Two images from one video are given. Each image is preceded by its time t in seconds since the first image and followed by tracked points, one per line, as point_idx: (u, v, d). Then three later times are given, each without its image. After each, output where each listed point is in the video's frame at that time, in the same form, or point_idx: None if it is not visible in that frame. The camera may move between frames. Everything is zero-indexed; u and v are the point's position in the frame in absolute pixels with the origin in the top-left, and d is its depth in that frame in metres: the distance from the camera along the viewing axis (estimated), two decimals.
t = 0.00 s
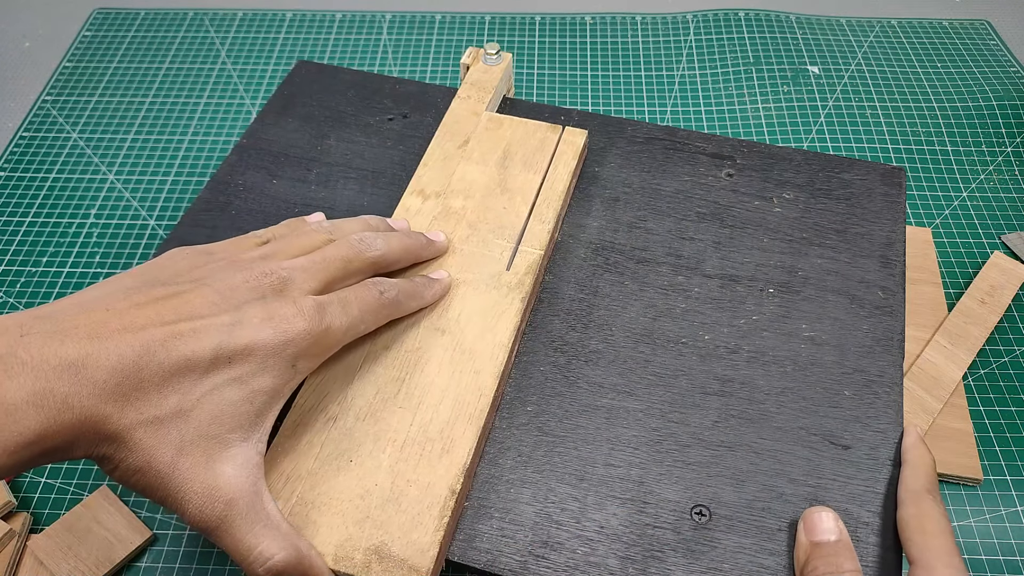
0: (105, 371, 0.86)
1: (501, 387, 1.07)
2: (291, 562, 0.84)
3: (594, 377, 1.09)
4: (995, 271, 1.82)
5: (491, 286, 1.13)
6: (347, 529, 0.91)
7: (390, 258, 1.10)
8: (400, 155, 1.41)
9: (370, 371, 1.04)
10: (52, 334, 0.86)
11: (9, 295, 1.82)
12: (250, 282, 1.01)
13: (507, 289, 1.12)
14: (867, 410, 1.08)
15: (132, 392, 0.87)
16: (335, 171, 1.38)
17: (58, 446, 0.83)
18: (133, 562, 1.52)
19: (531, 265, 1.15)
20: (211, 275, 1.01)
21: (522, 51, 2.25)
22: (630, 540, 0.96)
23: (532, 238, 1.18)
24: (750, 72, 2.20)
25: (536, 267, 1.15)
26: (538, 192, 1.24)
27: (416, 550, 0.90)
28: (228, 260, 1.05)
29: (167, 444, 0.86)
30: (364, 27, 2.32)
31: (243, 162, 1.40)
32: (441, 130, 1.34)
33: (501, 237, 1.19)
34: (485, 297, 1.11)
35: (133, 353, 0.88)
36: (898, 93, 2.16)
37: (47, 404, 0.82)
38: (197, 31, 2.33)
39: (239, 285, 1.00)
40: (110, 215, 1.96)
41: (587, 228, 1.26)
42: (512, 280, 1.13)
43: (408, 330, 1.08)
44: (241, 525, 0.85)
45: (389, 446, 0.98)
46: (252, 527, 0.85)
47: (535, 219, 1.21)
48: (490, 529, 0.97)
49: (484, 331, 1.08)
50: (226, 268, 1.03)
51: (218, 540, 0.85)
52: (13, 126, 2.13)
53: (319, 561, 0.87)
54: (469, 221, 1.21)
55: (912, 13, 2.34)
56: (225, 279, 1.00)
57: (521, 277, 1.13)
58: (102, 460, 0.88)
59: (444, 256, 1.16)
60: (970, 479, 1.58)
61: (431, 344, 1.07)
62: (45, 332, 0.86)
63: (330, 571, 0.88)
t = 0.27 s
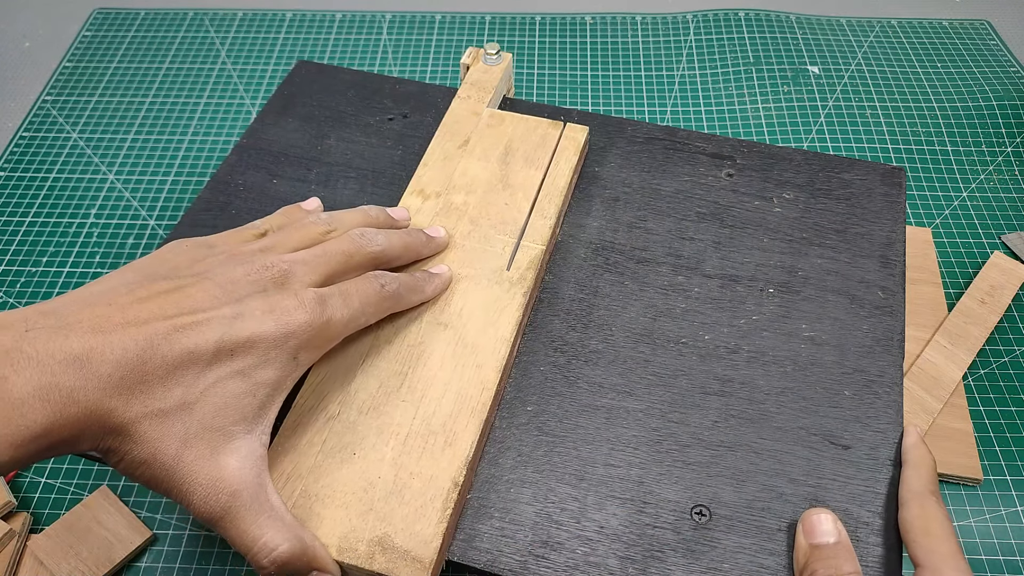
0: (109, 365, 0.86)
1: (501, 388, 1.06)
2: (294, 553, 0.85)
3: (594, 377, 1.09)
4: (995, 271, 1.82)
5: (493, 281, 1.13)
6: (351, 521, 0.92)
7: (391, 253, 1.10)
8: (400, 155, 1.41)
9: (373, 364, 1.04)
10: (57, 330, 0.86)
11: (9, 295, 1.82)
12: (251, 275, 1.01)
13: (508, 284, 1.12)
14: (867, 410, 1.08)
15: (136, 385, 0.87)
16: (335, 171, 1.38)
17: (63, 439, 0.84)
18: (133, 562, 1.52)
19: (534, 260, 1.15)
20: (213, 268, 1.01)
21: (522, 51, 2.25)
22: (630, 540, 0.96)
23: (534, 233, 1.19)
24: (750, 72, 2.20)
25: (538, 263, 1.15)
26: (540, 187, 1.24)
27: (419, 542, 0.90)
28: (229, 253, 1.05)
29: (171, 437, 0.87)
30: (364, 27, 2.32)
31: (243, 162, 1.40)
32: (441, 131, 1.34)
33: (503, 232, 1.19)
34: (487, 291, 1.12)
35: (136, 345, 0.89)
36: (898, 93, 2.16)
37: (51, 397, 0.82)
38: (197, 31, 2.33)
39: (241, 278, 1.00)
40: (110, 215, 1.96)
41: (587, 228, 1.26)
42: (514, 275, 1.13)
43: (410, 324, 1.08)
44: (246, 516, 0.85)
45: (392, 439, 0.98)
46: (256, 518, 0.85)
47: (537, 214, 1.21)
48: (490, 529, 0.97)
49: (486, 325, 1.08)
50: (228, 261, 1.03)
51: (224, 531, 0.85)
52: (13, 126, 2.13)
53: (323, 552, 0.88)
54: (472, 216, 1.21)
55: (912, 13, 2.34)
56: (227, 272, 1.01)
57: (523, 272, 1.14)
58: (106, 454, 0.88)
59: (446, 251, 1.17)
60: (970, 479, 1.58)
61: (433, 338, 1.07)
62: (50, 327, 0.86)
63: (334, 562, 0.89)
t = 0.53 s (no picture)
0: (118, 352, 0.86)
1: (501, 388, 1.06)
2: (303, 539, 0.85)
3: (594, 377, 1.09)
4: (995, 271, 1.82)
5: (497, 273, 1.14)
6: (356, 508, 0.92)
7: (396, 245, 1.11)
8: (400, 155, 1.41)
9: (377, 355, 1.05)
10: (65, 318, 0.86)
11: (9, 295, 1.82)
12: (256, 267, 1.01)
13: (512, 275, 1.13)
14: (867, 410, 1.08)
15: (144, 373, 0.87)
16: (335, 171, 1.38)
17: (71, 426, 0.83)
18: (133, 562, 1.52)
19: (537, 252, 1.16)
20: (218, 260, 1.02)
21: (522, 51, 2.25)
22: (630, 540, 0.96)
23: (537, 226, 1.20)
24: (750, 72, 2.20)
25: (541, 255, 1.16)
26: (543, 180, 1.26)
27: (424, 529, 0.90)
28: (233, 246, 1.05)
29: (179, 424, 0.87)
30: (364, 27, 2.32)
31: (243, 161, 1.40)
32: (441, 131, 1.34)
33: (507, 225, 1.20)
34: (491, 283, 1.12)
35: (144, 333, 0.89)
36: (898, 93, 2.16)
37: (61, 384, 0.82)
38: (197, 32, 2.33)
39: (246, 271, 1.01)
40: (110, 215, 1.96)
41: (587, 228, 1.26)
42: (517, 267, 1.14)
43: (414, 316, 1.09)
44: (255, 504, 0.85)
45: (396, 428, 0.98)
46: (264, 506, 0.85)
47: (539, 207, 1.22)
48: (490, 529, 0.97)
49: (489, 316, 1.09)
50: (233, 254, 1.03)
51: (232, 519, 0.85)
52: (13, 126, 2.13)
53: (329, 538, 0.88)
54: (475, 209, 1.22)
55: (912, 13, 2.34)
56: (232, 265, 1.01)
57: (526, 264, 1.14)
58: (113, 442, 0.88)
59: (449, 244, 1.17)
60: (970, 479, 1.58)
61: (437, 329, 1.07)
62: (58, 315, 0.86)
63: (339, 549, 0.89)
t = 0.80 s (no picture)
0: (127, 340, 0.87)
1: (501, 388, 1.07)
2: (312, 527, 0.86)
3: (594, 377, 1.09)
4: (995, 271, 1.82)
5: (499, 265, 1.15)
6: (362, 497, 0.94)
7: (400, 238, 1.12)
8: (400, 155, 1.41)
9: (381, 347, 1.06)
10: (74, 307, 0.87)
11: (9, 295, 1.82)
12: (262, 258, 1.02)
13: (514, 268, 1.15)
14: (867, 410, 1.08)
15: (153, 362, 0.88)
16: (335, 171, 1.38)
17: (80, 415, 0.84)
18: (133, 561, 1.52)
19: (539, 245, 1.18)
20: (225, 250, 1.02)
21: (522, 51, 2.25)
22: (630, 540, 0.96)
23: (539, 219, 1.21)
24: (750, 72, 2.20)
25: (543, 248, 1.17)
26: (545, 174, 1.27)
27: (429, 518, 0.92)
28: (239, 238, 1.05)
29: (188, 412, 0.87)
30: (364, 27, 2.32)
31: (243, 161, 1.40)
32: (441, 131, 1.34)
33: (509, 218, 1.21)
34: (493, 276, 1.14)
35: (152, 322, 0.89)
36: (898, 93, 2.16)
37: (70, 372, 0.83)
38: (197, 32, 2.33)
39: (252, 261, 1.01)
40: (110, 215, 1.96)
41: (587, 228, 1.26)
42: (520, 260, 1.16)
43: (418, 308, 1.10)
44: (264, 493, 0.86)
45: (401, 419, 1.00)
46: (273, 495, 0.86)
47: (542, 201, 1.23)
48: (490, 529, 0.97)
49: (492, 309, 1.10)
50: (239, 245, 1.03)
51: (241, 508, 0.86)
52: (13, 126, 2.13)
53: (336, 527, 0.90)
54: (477, 203, 1.23)
55: (912, 13, 2.34)
56: (238, 255, 1.01)
57: (529, 257, 1.16)
58: (121, 431, 0.88)
59: (452, 237, 1.19)
60: (970, 479, 1.58)
61: (441, 321, 1.09)
62: (66, 305, 0.87)
63: (345, 537, 0.91)
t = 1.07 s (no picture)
0: (133, 330, 0.87)
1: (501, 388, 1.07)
2: (317, 517, 0.87)
3: (594, 377, 1.09)
4: (995, 271, 1.82)
5: (502, 259, 1.16)
6: (366, 488, 0.94)
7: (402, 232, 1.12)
8: (400, 155, 1.41)
9: (385, 339, 1.06)
10: (80, 297, 0.87)
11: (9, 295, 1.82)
12: (266, 250, 1.02)
13: (517, 262, 1.15)
14: (867, 410, 1.08)
15: (159, 352, 0.88)
16: (335, 171, 1.38)
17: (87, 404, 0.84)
18: (133, 562, 1.52)
19: (541, 240, 1.18)
20: (230, 242, 1.02)
21: (522, 51, 2.25)
22: (630, 540, 0.96)
23: (542, 213, 1.21)
24: (750, 72, 2.20)
25: (546, 242, 1.18)
26: (547, 168, 1.27)
27: (432, 508, 0.93)
28: (244, 231, 1.05)
29: (194, 401, 0.88)
30: (364, 27, 2.32)
31: (243, 161, 1.40)
32: (441, 131, 1.34)
33: (512, 212, 1.22)
34: (496, 269, 1.14)
35: (159, 312, 0.90)
36: (898, 93, 2.16)
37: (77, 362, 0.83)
38: (197, 31, 2.33)
39: (256, 254, 1.01)
40: (110, 215, 1.96)
41: (587, 228, 1.26)
42: (522, 254, 1.16)
43: (421, 301, 1.11)
44: (269, 483, 0.86)
45: (404, 410, 1.00)
46: (279, 484, 0.87)
47: (544, 195, 1.23)
48: (490, 529, 0.97)
49: (495, 302, 1.10)
50: (243, 238, 1.03)
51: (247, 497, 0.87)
52: (13, 126, 2.13)
53: (341, 517, 0.90)
54: (480, 196, 1.24)
55: (912, 13, 2.34)
56: (243, 247, 1.02)
57: (531, 251, 1.16)
58: (128, 421, 0.89)
59: (455, 231, 1.19)
60: (970, 479, 1.58)
61: (444, 314, 1.09)
62: (73, 296, 0.87)
63: (350, 527, 0.91)
